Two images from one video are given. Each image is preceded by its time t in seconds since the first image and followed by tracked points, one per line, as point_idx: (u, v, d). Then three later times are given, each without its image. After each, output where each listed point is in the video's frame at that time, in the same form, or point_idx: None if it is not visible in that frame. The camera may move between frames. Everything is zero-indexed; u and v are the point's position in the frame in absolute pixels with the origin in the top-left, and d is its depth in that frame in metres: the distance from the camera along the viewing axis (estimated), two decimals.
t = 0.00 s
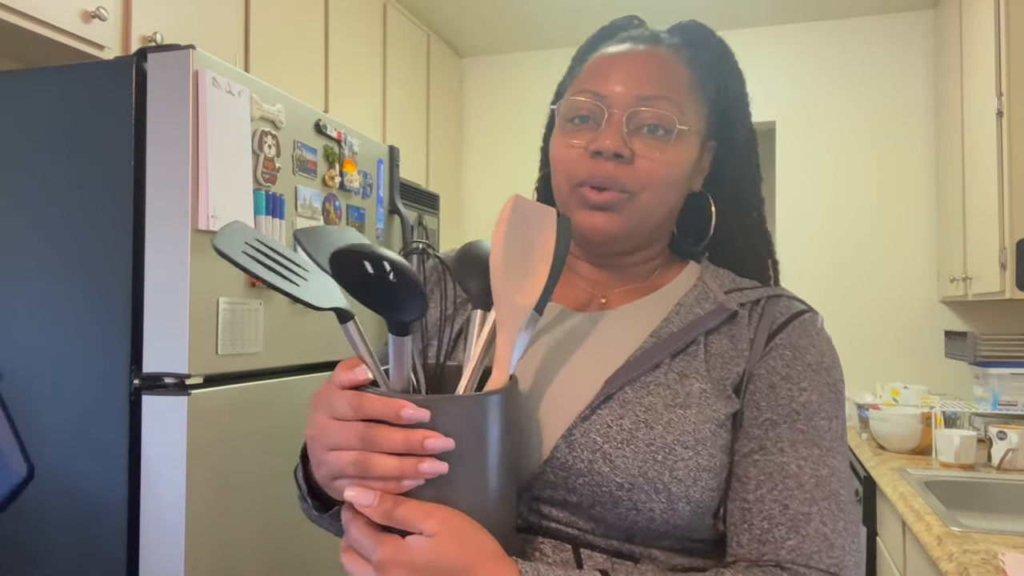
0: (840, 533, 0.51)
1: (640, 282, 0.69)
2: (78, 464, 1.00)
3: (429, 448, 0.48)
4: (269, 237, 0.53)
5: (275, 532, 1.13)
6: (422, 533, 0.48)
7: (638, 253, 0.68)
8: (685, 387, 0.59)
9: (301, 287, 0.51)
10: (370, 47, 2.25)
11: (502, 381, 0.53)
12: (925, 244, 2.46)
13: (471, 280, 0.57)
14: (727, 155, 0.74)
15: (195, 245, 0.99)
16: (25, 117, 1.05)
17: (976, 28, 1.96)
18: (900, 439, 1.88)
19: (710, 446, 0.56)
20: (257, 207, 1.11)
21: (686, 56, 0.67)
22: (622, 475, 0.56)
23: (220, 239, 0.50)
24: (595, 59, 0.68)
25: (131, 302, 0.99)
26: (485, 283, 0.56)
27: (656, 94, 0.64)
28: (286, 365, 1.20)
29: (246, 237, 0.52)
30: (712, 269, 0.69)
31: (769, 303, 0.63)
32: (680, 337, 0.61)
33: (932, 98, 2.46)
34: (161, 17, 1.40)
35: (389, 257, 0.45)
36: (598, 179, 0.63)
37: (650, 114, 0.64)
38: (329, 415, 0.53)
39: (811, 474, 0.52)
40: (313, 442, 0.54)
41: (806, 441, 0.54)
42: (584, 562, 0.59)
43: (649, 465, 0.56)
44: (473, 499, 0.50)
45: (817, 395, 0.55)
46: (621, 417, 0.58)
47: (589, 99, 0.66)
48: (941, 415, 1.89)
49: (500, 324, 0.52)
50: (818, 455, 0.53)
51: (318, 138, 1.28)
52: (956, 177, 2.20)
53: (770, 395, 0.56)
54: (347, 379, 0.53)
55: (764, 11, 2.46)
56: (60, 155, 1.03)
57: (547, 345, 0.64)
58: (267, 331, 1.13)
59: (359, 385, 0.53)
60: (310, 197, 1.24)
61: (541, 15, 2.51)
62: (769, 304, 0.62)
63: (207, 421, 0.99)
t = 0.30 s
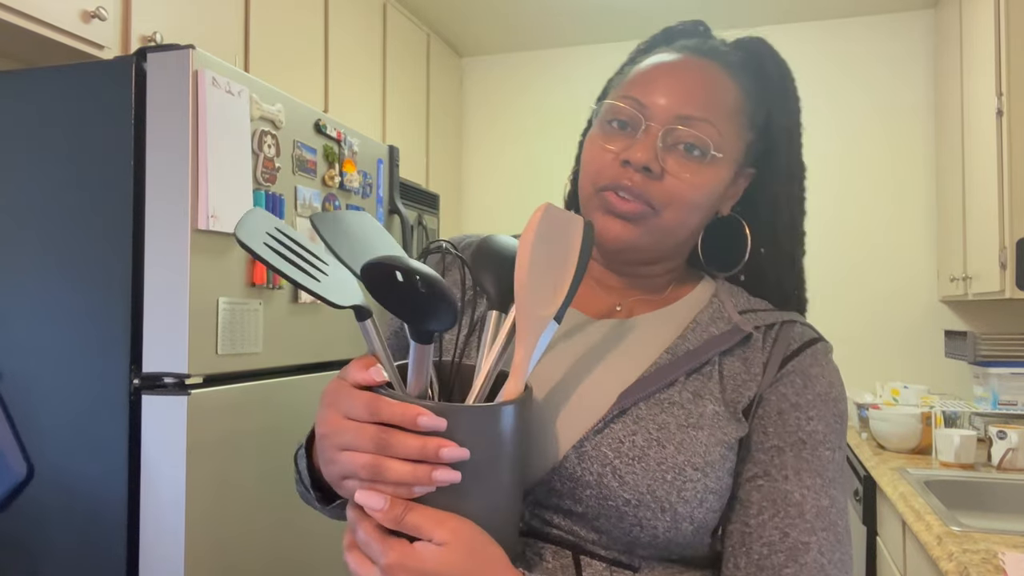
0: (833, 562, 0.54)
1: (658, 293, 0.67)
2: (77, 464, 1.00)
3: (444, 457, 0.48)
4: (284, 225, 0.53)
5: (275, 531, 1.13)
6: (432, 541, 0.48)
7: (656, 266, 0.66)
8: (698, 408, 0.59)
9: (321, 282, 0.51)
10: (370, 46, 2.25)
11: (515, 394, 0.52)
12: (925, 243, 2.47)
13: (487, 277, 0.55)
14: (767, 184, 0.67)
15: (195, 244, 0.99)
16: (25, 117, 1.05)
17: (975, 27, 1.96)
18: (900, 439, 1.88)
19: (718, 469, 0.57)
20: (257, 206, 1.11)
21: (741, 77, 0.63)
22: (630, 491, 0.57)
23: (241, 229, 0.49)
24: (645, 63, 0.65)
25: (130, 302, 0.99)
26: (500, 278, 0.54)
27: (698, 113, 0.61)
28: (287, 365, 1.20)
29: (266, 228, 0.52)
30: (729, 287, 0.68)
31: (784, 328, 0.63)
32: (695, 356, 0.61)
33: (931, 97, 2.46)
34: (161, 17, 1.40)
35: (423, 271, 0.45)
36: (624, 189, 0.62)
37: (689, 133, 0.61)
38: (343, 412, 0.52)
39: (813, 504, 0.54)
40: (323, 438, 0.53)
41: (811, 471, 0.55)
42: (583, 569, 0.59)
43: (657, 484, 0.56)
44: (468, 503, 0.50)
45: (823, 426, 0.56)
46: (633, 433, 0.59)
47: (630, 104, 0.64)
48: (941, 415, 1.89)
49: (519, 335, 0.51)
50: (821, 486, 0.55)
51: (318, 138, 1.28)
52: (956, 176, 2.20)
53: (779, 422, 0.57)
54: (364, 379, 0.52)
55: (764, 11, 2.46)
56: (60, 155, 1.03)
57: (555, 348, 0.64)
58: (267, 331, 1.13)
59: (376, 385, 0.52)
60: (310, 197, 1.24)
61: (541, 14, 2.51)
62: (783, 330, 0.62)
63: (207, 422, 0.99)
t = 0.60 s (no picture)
0: None
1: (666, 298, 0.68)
2: (77, 463, 1.00)
3: (435, 455, 0.48)
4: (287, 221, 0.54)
5: (275, 531, 1.13)
6: (420, 538, 0.48)
7: (664, 272, 0.67)
8: (697, 417, 0.59)
9: (320, 278, 0.52)
10: (370, 46, 2.25)
11: (511, 395, 0.52)
12: (926, 243, 2.46)
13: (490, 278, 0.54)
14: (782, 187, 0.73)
15: (195, 244, 0.99)
16: (25, 117, 1.05)
17: (975, 27, 1.96)
18: (900, 438, 1.88)
19: (714, 479, 0.56)
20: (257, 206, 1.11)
21: (756, 88, 0.67)
22: (623, 498, 0.57)
23: (241, 225, 0.50)
24: (660, 71, 0.67)
25: (131, 302, 0.99)
26: (502, 279, 0.53)
27: (711, 124, 0.64)
28: (287, 365, 1.20)
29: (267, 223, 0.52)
30: (736, 296, 0.69)
31: (789, 340, 0.63)
32: (696, 364, 0.61)
33: (930, 97, 2.46)
34: (160, 17, 1.40)
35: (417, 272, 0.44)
36: (634, 196, 0.63)
37: (702, 143, 0.64)
38: (337, 407, 0.52)
39: (811, 518, 0.53)
40: (317, 433, 0.53)
41: (809, 485, 0.55)
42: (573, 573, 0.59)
43: (651, 491, 0.56)
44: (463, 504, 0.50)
45: (823, 440, 0.56)
46: (629, 439, 0.58)
47: (643, 111, 0.66)
48: (941, 415, 1.89)
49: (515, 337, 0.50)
50: (818, 501, 0.54)
51: (318, 138, 1.28)
52: (956, 176, 2.20)
53: (779, 434, 0.57)
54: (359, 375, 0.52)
55: (764, 10, 2.46)
56: (59, 155, 1.03)
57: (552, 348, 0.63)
58: (267, 331, 1.13)
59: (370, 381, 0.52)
60: (310, 197, 1.24)
61: (540, 14, 2.51)
62: (788, 342, 0.63)
63: (207, 422, 0.99)
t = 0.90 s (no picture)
0: None
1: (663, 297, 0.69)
2: (77, 463, 1.00)
3: (419, 459, 0.48)
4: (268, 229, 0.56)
5: (275, 531, 1.13)
6: (408, 542, 0.48)
7: (661, 272, 0.68)
8: (691, 415, 0.58)
9: (305, 287, 0.53)
10: (370, 47, 2.25)
11: (499, 397, 0.52)
12: (926, 244, 2.46)
13: (478, 278, 0.54)
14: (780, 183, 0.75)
15: (195, 245, 0.99)
16: (25, 118, 1.05)
17: (976, 27, 1.96)
18: (900, 439, 1.88)
19: (709, 477, 0.56)
20: (257, 207, 1.11)
21: (747, 83, 0.67)
22: (616, 498, 0.57)
23: (223, 237, 0.50)
24: (650, 68, 0.67)
25: (131, 302, 0.99)
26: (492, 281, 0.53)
27: (703, 120, 0.64)
28: (286, 365, 1.20)
29: (248, 234, 0.53)
30: (733, 293, 0.69)
31: (786, 337, 0.62)
32: (690, 363, 0.61)
33: (931, 97, 2.46)
34: (161, 17, 1.40)
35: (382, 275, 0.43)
36: (629, 195, 0.63)
37: (695, 139, 0.64)
38: (325, 412, 0.52)
39: (809, 517, 0.53)
40: (307, 439, 0.54)
41: (807, 483, 0.54)
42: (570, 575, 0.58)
43: (644, 491, 0.56)
44: (462, 507, 0.50)
45: (823, 437, 0.55)
46: (622, 439, 0.58)
47: (635, 109, 0.66)
48: (941, 415, 1.89)
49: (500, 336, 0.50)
50: (818, 499, 0.53)
51: (318, 139, 1.28)
52: (956, 176, 2.20)
53: (777, 431, 0.56)
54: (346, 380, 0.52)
55: (764, 11, 2.46)
56: (59, 155, 1.03)
57: (549, 347, 0.64)
58: (267, 331, 1.13)
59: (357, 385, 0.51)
60: (310, 197, 1.24)
61: (541, 14, 2.51)
62: (785, 338, 0.62)
63: (207, 422, 0.99)
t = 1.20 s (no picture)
0: (833, 569, 0.52)
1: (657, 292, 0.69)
2: (77, 463, 1.00)
3: (416, 456, 0.48)
4: (264, 230, 0.55)
5: (274, 531, 1.13)
6: (405, 540, 0.48)
7: (654, 266, 0.68)
8: (688, 410, 0.58)
9: (299, 286, 0.52)
10: (370, 47, 2.25)
11: (496, 392, 0.52)
12: (926, 243, 2.46)
13: (475, 278, 0.54)
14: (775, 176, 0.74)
15: (195, 244, 0.99)
16: (24, 117, 1.05)
17: (976, 26, 1.96)
18: (900, 439, 1.88)
19: (707, 472, 0.56)
20: (257, 206, 1.11)
21: (737, 73, 0.66)
22: (615, 495, 0.57)
23: (216, 235, 0.50)
24: (641, 61, 0.67)
25: (130, 302, 0.99)
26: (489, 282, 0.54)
27: (695, 111, 0.64)
28: (286, 365, 1.20)
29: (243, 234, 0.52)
30: (730, 286, 0.68)
31: (783, 328, 0.62)
32: (686, 357, 0.61)
33: (931, 97, 2.46)
34: (161, 17, 1.40)
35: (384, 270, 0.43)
36: (622, 189, 0.63)
37: (688, 131, 0.63)
38: (321, 412, 0.52)
39: (809, 508, 0.53)
40: (303, 441, 0.54)
41: (807, 474, 0.54)
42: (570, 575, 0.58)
43: (642, 487, 0.56)
44: (458, 510, 0.50)
45: (822, 428, 0.55)
46: (619, 435, 0.58)
47: (627, 102, 0.66)
48: (941, 415, 1.89)
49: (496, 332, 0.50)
50: (818, 490, 0.53)
51: (318, 139, 1.28)
52: (956, 175, 2.20)
53: (775, 424, 0.56)
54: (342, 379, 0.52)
55: (764, 11, 2.46)
56: (59, 155, 1.03)
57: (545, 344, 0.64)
58: (267, 331, 1.13)
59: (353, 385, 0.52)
60: (310, 197, 1.24)
61: (540, 14, 2.51)
62: (782, 329, 0.62)
63: (207, 421, 0.99)
